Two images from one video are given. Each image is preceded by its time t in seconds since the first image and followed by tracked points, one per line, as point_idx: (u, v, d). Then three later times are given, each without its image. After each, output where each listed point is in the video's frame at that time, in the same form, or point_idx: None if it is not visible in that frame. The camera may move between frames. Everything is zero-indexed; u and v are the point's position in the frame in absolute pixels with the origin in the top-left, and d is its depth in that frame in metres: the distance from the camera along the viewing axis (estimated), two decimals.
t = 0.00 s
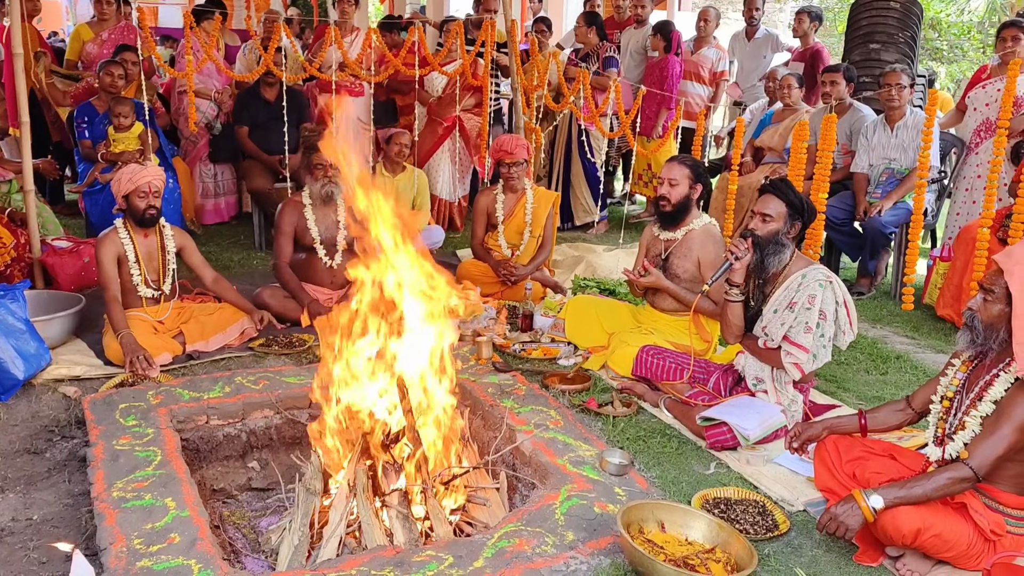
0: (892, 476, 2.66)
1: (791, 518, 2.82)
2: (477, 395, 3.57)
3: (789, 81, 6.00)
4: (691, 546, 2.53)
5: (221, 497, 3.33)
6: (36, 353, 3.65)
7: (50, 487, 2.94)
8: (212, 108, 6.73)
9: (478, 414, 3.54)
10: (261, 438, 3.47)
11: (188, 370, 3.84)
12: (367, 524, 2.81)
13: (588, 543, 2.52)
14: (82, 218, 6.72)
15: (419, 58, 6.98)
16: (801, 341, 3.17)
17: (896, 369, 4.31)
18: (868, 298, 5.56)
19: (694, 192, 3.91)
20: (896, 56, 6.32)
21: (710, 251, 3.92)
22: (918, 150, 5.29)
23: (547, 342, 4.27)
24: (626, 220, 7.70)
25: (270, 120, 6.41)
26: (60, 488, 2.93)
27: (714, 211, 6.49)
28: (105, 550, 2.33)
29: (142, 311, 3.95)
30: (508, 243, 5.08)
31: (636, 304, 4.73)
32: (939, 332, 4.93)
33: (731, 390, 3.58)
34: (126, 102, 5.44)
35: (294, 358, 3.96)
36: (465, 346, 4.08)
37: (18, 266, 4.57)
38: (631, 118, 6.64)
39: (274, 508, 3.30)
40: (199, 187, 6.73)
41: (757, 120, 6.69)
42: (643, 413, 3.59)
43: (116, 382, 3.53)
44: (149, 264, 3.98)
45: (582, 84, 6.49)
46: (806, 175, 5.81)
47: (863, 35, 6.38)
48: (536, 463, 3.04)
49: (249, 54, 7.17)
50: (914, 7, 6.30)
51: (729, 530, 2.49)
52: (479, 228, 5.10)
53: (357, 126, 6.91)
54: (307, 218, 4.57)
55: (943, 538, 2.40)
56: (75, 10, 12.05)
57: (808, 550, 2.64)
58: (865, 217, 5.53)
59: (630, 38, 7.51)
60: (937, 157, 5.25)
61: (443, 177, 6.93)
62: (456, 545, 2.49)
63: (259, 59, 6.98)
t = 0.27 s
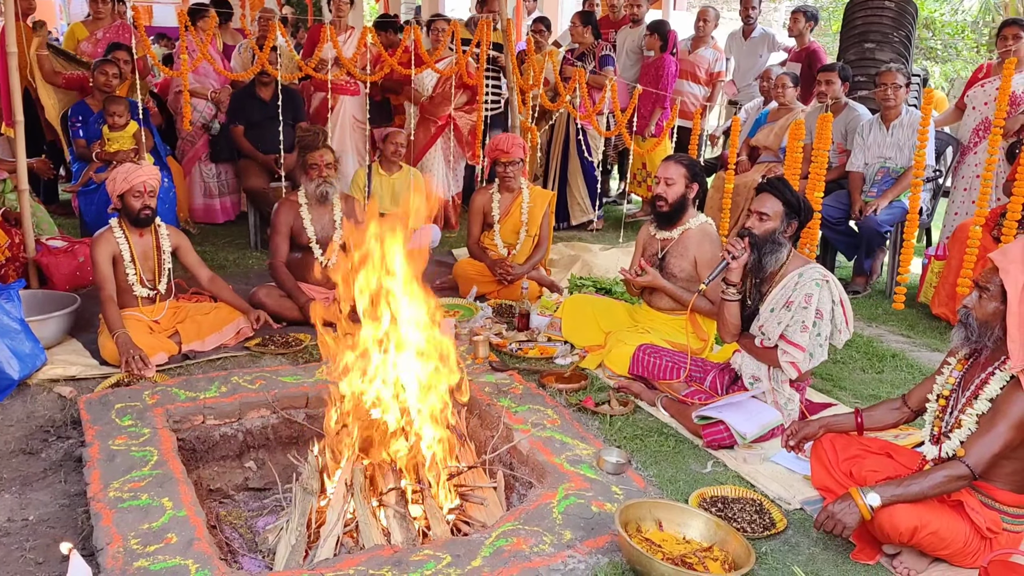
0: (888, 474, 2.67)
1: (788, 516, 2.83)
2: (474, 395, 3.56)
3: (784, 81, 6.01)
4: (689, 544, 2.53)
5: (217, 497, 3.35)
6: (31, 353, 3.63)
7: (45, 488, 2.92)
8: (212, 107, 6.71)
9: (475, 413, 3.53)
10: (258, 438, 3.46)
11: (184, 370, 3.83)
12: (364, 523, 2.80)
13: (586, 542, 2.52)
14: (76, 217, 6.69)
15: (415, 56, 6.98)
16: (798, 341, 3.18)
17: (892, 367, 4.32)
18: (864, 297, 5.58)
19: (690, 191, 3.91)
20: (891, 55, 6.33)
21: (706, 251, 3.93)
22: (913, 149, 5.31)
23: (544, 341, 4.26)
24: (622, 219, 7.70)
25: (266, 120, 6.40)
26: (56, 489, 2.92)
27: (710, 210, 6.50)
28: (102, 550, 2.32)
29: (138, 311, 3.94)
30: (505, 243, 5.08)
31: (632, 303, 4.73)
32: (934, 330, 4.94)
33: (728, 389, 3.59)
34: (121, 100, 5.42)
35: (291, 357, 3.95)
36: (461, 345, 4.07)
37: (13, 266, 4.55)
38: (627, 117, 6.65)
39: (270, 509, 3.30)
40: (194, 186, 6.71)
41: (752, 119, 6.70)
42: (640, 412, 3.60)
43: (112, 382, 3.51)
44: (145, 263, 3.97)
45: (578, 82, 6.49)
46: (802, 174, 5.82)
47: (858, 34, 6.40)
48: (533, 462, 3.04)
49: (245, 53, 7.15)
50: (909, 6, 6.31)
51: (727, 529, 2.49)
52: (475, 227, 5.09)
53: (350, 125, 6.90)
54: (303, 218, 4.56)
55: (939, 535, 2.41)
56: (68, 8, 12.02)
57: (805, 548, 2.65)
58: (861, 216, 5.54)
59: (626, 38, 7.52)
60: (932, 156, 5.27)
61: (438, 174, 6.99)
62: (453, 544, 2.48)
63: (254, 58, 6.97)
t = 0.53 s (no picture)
0: (889, 472, 2.67)
1: (788, 514, 2.83)
2: (474, 393, 3.56)
3: (783, 79, 6.02)
4: (689, 543, 2.53)
5: (217, 496, 3.33)
6: (30, 352, 3.63)
7: (45, 487, 2.92)
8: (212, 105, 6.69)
9: (475, 412, 3.53)
10: (258, 437, 3.45)
11: (184, 369, 3.82)
12: (365, 522, 2.79)
13: (587, 540, 2.52)
14: (75, 217, 6.68)
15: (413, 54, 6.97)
16: (798, 339, 3.18)
17: (891, 365, 4.32)
18: (863, 295, 5.59)
19: (690, 189, 3.91)
20: (889, 52, 6.34)
21: (706, 249, 3.93)
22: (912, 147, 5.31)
23: (543, 340, 4.26)
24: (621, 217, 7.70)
25: (264, 118, 6.39)
26: (55, 488, 2.91)
27: (709, 208, 6.50)
28: (102, 549, 2.32)
29: (137, 310, 3.93)
30: (504, 241, 5.08)
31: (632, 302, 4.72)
32: (934, 328, 4.95)
33: (727, 387, 3.59)
34: (119, 99, 5.40)
35: (290, 356, 3.95)
36: (461, 344, 4.07)
37: (11, 265, 4.54)
38: (626, 115, 6.65)
39: (270, 508, 3.30)
40: (193, 185, 6.69)
41: (751, 117, 6.70)
42: (640, 410, 3.60)
43: (111, 381, 3.51)
44: (144, 262, 3.96)
45: (577, 80, 6.50)
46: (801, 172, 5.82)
47: (856, 32, 6.40)
48: (533, 461, 3.03)
49: (243, 52, 7.14)
50: (907, 4, 6.32)
51: (728, 527, 2.49)
52: (474, 226, 5.08)
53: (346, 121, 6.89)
54: (302, 216, 4.56)
55: (939, 532, 2.42)
56: (66, 7, 12.01)
57: (805, 546, 2.65)
58: (859, 214, 5.55)
59: (625, 36, 7.52)
60: (931, 154, 5.27)
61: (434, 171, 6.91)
62: (454, 543, 2.48)
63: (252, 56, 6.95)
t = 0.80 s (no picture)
0: (889, 468, 2.66)
1: (789, 511, 2.83)
2: (474, 390, 3.56)
3: (782, 76, 6.01)
4: (691, 539, 2.53)
5: (217, 494, 3.32)
6: (29, 350, 3.62)
7: (46, 485, 2.91)
8: (206, 102, 6.67)
9: (475, 409, 3.53)
10: (258, 435, 3.45)
11: (184, 367, 3.81)
12: (366, 519, 2.79)
13: (588, 537, 2.52)
14: (74, 215, 6.67)
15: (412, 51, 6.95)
16: (799, 335, 3.18)
17: (891, 362, 4.32)
18: (862, 292, 5.60)
19: (690, 186, 3.91)
20: (889, 49, 6.33)
21: (705, 246, 3.92)
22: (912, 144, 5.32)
23: (543, 337, 4.26)
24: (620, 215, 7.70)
25: (263, 116, 6.38)
26: (56, 486, 2.91)
27: (709, 206, 6.50)
28: (103, 547, 2.32)
29: (136, 308, 3.92)
30: (504, 239, 5.08)
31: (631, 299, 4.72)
32: (934, 325, 4.95)
33: (727, 383, 3.58)
34: (118, 97, 5.39)
35: (290, 354, 3.95)
36: (461, 341, 4.07)
37: (11, 264, 4.54)
38: (626, 112, 6.64)
39: (271, 505, 3.30)
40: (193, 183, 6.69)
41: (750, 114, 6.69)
42: (640, 407, 3.60)
43: (111, 379, 3.50)
44: (143, 260, 3.95)
45: (577, 77, 6.51)
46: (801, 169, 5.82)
47: (856, 28, 6.40)
48: (534, 458, 3.03)
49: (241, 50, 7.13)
50: (907, 2, 6.34)
51: (729, 523, 2.49)
52: (473, 223, 5.08)
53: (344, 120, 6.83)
54: (302, 214, 4.55)
55: (940, 528, 2.42)
56: (64, 4, 11.99)
57: (806, 542, 2.65)
58: (859, 211, 5.55)
59: (624, 34, 7.53)
60: (931, 151, 5.27)
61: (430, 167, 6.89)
62: (456, 540, 2.48)
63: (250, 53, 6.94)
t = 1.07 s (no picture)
0: (888, 465, 2.67)
1: (789, 508, 2.83)
2: (473, 388, 3.56)
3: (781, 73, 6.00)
4: (691, 537, 2.53)
5: (217, 493, 3.35)
6: (29, 349, 3.62)
7: (45, 484, 2.91)
8: (199, 100, 6.65)
9: (475, 407, 3.53)
10: (258, 433, 3.45)
11: (183, 365, 3.81)
12: (366, 517, 2.80)
13: (588, 535, 2.52)
14: (72, 214, 6.66)
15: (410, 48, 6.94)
16: (798, 333, 3.19)
17: (890, 359, 4.33)
18: (861, 289, 5.60)
19: (689, 184, 3.91)
20: (887, 47, 6.33)
21: (705, 244, 3.92)
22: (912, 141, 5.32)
23: (542, 335, 4.27)
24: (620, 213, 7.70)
25: (262, 114, 6.37)
26: (56, 485, 2.91)
27: (708, 203, 6.50)
28: (103, 546, 2.32)
29: (136, 307, 3.91)
30: (503, 237, 5.08)
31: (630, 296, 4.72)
32: (933, 322, 4.95)
33: (727, 381, 3.59)
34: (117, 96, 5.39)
35: (290, 352, 3.95)
36: (460, 339, 4.06)
37: (9, 262, 4.54)
38: (625, 110, 6.63)
39: (271, 504, 3.30)
40: (191, 181, 6.68)
41: (749, 111, 6.69)
42: (639, 405, 3.60)
43: (110, 378, 3.50)
44: (142, 259, 3.95)
45: (575, 74, 6.53)
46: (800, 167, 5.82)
47: (855, 26, 6.39)
48: (533, 456, 3.04)
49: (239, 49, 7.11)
50: None
51: (729, 521, 2.49)
52: (472, 222, 5.07)
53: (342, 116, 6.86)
54: (301, 213, 4.54)
55: (940, 526, 2.42)
56: (61, 2, 11.95)
57: (806, 539, 2.65)
58: (858, 208, 5.55)
59: (623, 31, 7.55)
60: (931, 148, 5.27)
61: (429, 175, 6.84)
62: (455, 538, 2.48)
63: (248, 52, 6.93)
